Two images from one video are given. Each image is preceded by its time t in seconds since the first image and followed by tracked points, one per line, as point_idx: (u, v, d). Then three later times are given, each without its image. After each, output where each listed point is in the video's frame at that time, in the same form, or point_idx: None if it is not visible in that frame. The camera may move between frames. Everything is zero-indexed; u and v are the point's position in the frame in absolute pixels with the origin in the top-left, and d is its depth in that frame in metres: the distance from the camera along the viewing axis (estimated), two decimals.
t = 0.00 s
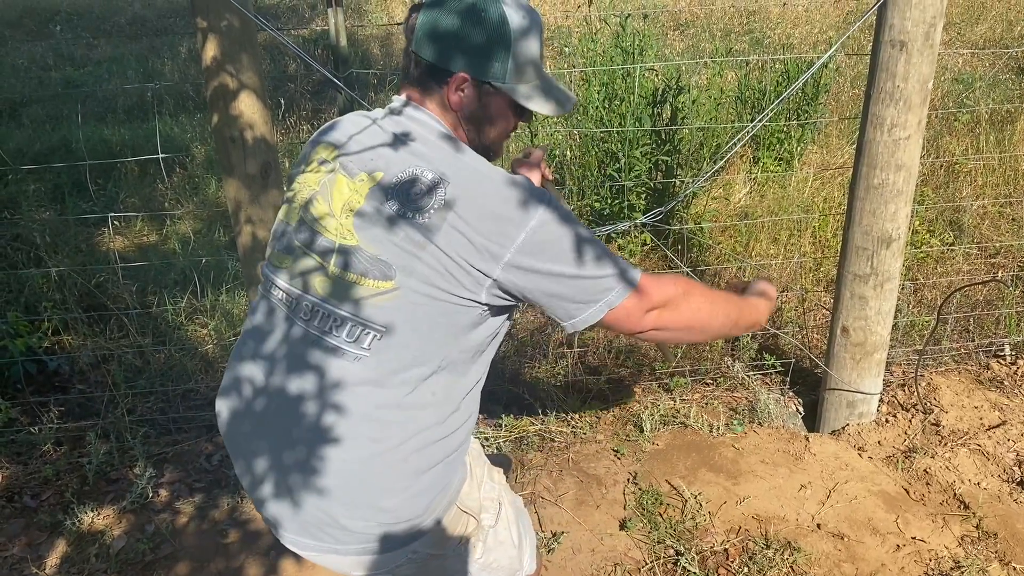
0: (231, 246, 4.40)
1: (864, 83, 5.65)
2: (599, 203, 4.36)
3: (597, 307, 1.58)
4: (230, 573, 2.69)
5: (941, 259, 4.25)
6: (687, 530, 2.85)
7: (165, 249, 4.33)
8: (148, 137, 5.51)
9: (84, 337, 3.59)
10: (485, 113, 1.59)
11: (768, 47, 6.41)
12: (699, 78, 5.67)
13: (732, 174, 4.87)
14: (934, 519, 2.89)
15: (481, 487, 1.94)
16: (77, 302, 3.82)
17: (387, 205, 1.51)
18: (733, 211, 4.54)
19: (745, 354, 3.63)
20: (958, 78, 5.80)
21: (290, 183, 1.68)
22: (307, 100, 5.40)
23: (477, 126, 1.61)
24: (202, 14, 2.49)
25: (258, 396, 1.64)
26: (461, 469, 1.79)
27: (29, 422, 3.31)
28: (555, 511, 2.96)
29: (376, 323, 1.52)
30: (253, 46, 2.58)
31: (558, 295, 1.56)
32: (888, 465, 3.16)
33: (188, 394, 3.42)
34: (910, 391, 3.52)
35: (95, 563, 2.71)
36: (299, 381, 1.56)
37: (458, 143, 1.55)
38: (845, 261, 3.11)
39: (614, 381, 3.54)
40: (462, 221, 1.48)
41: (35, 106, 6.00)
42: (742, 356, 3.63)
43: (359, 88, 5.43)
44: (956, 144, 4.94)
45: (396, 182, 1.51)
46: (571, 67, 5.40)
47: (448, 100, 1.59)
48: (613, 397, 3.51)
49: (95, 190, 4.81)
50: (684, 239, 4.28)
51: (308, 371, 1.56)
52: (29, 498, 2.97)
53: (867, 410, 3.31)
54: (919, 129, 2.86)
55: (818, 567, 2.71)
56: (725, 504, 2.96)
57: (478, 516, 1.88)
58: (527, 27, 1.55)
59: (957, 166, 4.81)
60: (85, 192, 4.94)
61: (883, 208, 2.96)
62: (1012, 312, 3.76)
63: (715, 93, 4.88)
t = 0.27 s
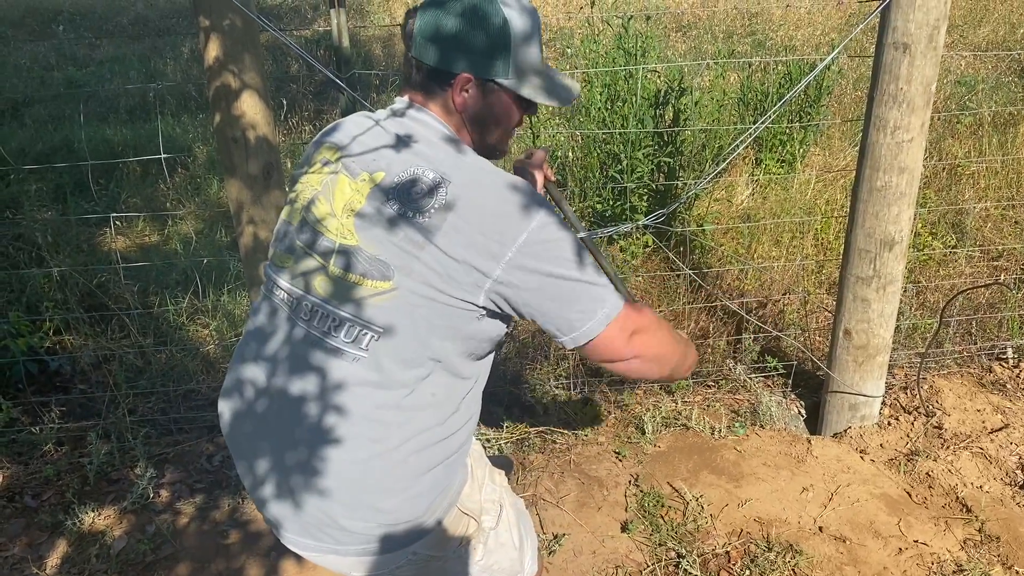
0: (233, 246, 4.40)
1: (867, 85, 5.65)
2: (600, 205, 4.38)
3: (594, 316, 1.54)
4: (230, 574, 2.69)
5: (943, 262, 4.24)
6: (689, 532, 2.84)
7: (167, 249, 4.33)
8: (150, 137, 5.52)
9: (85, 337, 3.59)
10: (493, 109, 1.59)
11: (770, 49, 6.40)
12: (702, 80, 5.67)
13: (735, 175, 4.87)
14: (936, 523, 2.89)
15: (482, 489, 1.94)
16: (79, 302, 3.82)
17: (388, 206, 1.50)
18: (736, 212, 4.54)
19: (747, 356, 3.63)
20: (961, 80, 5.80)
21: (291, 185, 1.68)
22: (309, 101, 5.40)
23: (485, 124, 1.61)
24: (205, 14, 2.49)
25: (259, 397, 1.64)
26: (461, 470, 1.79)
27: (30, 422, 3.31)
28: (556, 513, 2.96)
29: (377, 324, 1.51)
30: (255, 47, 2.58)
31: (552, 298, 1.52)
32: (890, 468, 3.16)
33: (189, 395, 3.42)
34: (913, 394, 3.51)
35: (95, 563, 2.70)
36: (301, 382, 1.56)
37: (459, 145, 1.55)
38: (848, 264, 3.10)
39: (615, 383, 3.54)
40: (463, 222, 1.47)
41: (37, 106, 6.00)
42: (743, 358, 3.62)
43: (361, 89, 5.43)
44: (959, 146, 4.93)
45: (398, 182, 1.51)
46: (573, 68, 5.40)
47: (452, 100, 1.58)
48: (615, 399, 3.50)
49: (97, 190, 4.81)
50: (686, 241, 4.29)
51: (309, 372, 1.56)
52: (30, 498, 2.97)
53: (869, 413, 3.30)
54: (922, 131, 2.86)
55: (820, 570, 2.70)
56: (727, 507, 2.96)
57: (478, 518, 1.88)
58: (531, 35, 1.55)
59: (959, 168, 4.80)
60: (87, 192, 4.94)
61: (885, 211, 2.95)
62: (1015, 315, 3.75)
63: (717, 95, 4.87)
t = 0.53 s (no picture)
0: (237, 246, 4.41)
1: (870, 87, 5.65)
2: (604, 206, 4.40)
3: (555, 351, 1.56)
4: (234, 572, 2.69)
5: (946, 264, 4.24)
6: (691, 533, 2.84)
7: (171, 248, 4.34)
8: (154, 137, 5.53)
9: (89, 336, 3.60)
10: (495, 98, 1.60)
11: (773, 51, 6.41)
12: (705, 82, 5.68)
13: (738, 177, 4.87)
14: (939, 525, 2.89)
15: (486, 489, 1.92)
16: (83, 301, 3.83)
17: (393, 206, 1.51)
18: (739, 214, 4.55)
19: (751, 358, 3.63)
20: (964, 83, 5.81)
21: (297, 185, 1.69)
22: (313, 101, 5.42)
23: (488, 113, 1.62)
24: (211, 13, 2.50)
25: (265, 396, 1.64)
26: (465, 470, 1.79)
27: (34, 420, 3.32)
28: (559, 513, 2.96)
29: (382, 324, 1.51)
30: (260, 46, 2.58)
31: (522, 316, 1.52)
32: (892, 470, 3.16)
33: (192, 394, 3.42)
34: (915, 396, 3.51)
35: (99, 561, 2.71)
36: (306, 381, 1.56)
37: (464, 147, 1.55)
38: (851, 265, 3.11)
39: (618, 384, 3.54)
40: (468, 222, 1.47)
41: (42, 106, 6.01)
42: (746, 359, 3.63)
43: (365, 90, 5.44)
44: (962, 149, 4.94)
45: (403, 182, 1.51)
46: (576, 69, 5.41)
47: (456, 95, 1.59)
48: (617, 399, 3.51)
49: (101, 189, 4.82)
50: (689, 243, 4.30)
51: (314, 371, 1.56)
52: (34, 496, 2.97)
53: (872, 415, 3.30)
54: (926, 133, 2.86)
55: (822, 571, 2.70)
56: (729, 508, 2.96)
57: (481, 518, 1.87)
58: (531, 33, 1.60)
59: (962, 171, 4.81)
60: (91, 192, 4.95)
61: (889, 213, 2.95)
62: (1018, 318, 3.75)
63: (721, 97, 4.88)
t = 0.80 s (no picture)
0: (241, 247, 4.41)
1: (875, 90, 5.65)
2: (608, 208, 4.40)
3: (532, 365, 1.55)
4: (238, 573, 2.69)
5: (952, 268, 4.23)
6: (696, 536, 2.84)
7: (176, 249, 4.35)
8: (160, 138, 5.54)
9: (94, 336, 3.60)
10: (486, 90, 1.63)
11: (778, 54, 6.41)
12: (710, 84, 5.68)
13: (743, 180, 4.87)
14: (944, 529, 2.88)
15: (486, 494, 1.91)
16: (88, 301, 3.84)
17: (398, 206, 1.51)
18: (744, 217, 4.55)
19: (755, 360, 3.63)
20: (970, 86, 5.80)
21: (299, 187, 1.69)
22: (318, 102, 5.43)
23: (481, 106, 1.65)
24: (218, 15, 2.50)
25: (268, 396, 1.64)
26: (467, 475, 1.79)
27: (39, 420, 3.32)
28: (563, 516, 2.96)
29: (386, 324, 1.51)
30: (266, 48, 2.59)
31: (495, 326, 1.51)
32: (898, 474, 3.15)
33: (197, 394, 3.43)
34: (920, 400, 3.50)
35: (103, 561, 2.71)
36: (310, 380, 1.57)
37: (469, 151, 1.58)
38: (857, 268, 3.10)
39: (622, 387, 3.54)
40: (474, 222, 1.47)
41: (48, 107, 6.03)
42: (751, 362, 3.62)
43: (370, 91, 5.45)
44: (968, 152, 4.93)
45: (409, 182, 1.52)
46: (582, 72, 5.42)
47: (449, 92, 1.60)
48: (621, 402, 3.51)
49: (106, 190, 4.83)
50: (694, 245, 4.31)
51: (319, 371, 1.56)
52: (39, 496, 2.98)
53: (877, 418, 3.30)
54: (932, 136, 2.85)
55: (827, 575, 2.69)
56: (734, 511, 2.95)
57: (481, 523, 1.85)
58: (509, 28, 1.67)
59: (968, 174, 4.80)
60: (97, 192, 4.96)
61: (895, 216, 2.95)
62: None
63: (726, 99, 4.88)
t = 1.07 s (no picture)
0: (246, 248, 4.42)
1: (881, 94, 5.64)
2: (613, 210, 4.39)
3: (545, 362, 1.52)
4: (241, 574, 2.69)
5: (957, 272, 4.23)
6: (700, 540, 2.83)
7: (181, 250, 4.35)
8: (165, 139, 5.55)
9: (99, 336, 3.61)
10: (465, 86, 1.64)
11: (784, 56, 6.40)
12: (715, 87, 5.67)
13: (748, 183, 4.86)
14: (949, 534, 2.87)
15: (486, 502, 1.91)
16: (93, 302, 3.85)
17: (401, 202, 1.50)
18: (749, 219, 4.54)
19: (760, 364, 3.62)
20: (976, 89, 5.79)
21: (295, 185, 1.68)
22: (323, 104, 5.43)
23: (462, 103, 1.66)
24: (224, 17, 2.51)
25: (271, 397, 1.64)
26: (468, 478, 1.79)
27: (44, 420, 3.33)
28: (567, 519, 2.96)
29: (392, 324, 1.52)
30: (272, 50, 2.59)
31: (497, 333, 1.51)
32: (903, 478, 3.14)
33: (201, 395, 3.43)
34: (925, 404, 3.49)
35: (107, 562, 2.72)
36: (314, 381, 1.57)
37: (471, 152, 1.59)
38: (861, 272, 3.09)
39: (625, 390, 3.53)
40: (479, 220, 1.48)
41: (54, 107, 6.05)
42: (756, 365, 3.61)
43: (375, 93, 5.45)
44: (973, 156, 4.92)
45: (413, 180, 1.52)
46: (587, 74, 5.42)
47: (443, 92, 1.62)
48: (625, 404, 3.49)
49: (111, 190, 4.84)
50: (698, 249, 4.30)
51: (322, 371, 1.57)
52: (43, 496, 2.99)
53: (881, 422, 3.29)
54: (938, 140, 2.85)
55: None
56: (738, 515, 2.95)
57: (481, 529, 1.85)
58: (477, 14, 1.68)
59: (973, 178, 4.79)
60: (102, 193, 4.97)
61: (900, 220, 2.94)
62: None
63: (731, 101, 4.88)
